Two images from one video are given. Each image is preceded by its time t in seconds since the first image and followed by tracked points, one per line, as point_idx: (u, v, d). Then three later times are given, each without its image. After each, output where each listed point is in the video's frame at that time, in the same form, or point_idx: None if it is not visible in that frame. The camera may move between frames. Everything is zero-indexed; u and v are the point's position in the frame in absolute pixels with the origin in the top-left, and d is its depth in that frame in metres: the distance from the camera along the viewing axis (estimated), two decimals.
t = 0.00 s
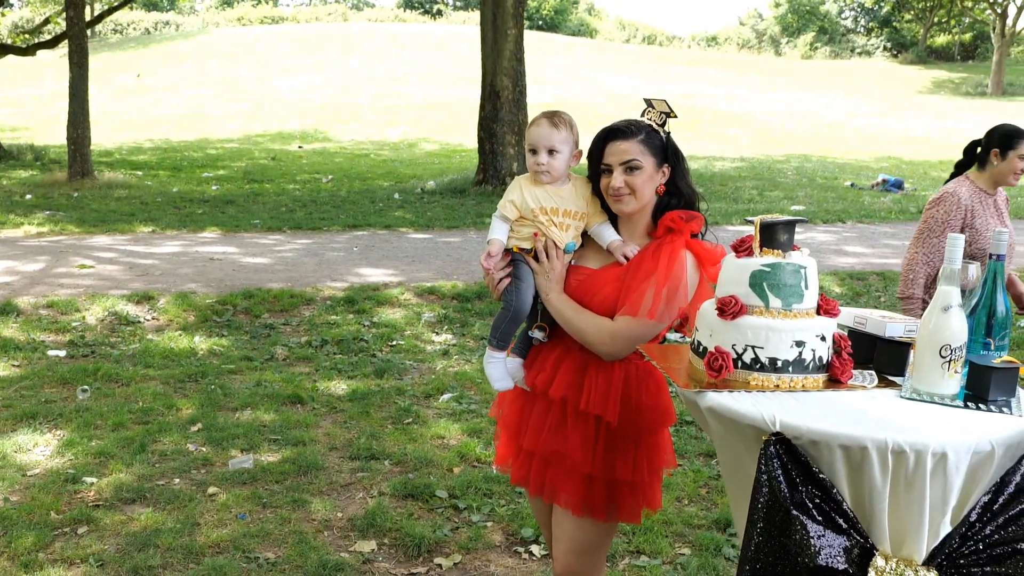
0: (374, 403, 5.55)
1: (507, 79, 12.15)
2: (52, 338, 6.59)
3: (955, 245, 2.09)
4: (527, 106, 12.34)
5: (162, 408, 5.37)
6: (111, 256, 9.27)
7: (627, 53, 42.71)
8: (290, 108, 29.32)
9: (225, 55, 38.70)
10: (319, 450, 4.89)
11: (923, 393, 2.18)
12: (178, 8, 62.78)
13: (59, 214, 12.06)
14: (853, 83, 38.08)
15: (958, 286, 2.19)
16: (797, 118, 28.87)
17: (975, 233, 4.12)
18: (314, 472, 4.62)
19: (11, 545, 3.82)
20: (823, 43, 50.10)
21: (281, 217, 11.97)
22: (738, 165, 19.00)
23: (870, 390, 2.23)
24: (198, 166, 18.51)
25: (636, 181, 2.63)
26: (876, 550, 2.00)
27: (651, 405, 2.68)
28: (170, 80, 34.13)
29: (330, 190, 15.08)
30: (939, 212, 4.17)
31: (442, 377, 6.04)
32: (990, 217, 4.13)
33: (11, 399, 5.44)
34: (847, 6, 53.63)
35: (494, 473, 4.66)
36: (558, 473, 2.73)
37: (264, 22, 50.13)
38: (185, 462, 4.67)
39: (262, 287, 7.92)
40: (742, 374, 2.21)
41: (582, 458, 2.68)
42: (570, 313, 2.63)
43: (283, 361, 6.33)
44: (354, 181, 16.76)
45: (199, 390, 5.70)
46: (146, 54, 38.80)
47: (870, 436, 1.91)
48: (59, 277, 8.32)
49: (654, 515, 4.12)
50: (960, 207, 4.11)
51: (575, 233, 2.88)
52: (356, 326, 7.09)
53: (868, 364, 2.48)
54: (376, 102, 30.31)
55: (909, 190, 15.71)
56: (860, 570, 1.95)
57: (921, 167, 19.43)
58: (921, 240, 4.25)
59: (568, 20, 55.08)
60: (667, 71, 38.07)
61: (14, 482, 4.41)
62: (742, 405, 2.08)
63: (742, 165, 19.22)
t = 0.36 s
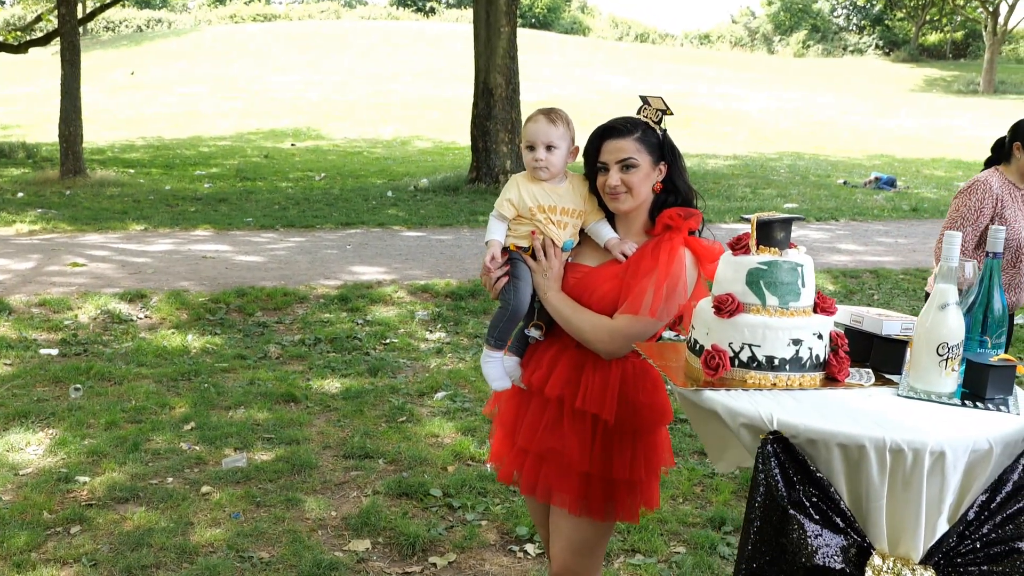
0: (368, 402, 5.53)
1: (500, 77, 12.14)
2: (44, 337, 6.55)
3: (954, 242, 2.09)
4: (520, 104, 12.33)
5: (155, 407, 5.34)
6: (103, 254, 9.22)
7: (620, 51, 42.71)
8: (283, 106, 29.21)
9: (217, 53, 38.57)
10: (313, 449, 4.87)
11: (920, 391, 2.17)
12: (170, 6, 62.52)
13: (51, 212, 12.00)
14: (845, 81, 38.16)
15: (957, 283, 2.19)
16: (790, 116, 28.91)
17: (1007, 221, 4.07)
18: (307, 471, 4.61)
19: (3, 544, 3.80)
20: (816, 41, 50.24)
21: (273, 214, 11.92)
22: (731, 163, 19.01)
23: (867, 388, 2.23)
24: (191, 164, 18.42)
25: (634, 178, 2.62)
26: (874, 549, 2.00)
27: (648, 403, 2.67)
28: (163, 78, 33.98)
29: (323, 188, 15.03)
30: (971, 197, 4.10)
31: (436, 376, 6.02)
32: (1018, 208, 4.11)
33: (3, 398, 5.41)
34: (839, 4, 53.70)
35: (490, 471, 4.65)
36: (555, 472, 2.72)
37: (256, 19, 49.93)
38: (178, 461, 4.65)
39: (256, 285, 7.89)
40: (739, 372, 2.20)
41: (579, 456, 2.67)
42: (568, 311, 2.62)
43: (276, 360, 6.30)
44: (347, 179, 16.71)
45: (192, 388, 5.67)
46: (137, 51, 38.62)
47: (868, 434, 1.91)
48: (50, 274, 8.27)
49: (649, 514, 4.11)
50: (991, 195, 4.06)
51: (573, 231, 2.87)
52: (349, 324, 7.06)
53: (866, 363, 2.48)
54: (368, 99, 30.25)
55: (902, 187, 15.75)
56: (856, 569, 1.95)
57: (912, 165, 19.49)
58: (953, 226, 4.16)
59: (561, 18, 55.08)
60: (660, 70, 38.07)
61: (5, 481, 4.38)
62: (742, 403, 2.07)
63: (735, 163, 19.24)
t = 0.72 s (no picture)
0: (365, 404, 5.53)
1: (496, 78, 12.14)
2: (40, 339, 6.53)
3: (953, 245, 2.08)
4: (516, 105, 12.33)
5: (152, 409, 5.33)
6: (99, 256, 9.20)
7: (616, 52, 42.77)
8: (279, 107, 29.19)
9: (212, 54, 38.50)
10: (310, 451, 4.86)
11: (920, 395, 2.17)
12: (166, 8, 62.49)
13: (47, 214, 11.98)
14: (840, 82, 38.25)
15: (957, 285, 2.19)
16: (786, 117, 28.96)
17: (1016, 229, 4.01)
18: (305, 473, 4.60)
19: None
20: (812, 43, 50.39)
21: (270, 216, 11.90)
22: (727, 165, 19.04)
23: (867, 391, 2.23)
24: (186, 166, 18.39)
25: (633, 182, 2.62)
26: (875, 553, 2.01)
27: (649, 406, 2.67)
28: (159, 79, 33.95)
29: (319, 189, 15.03)
30: (977, 208, 4.05)
31: (433, 378, 6.01)
32: None
33: None
34: (834, 6, 53.80)
35: (488, 474, 4.64)
36: (555, 475, 2.72)
37: (252, 20, 49.91)
38: (175, 464, 4.63)
39: (252, 287, 7.87)
40: (738, 376, 2.20)
41: (578, 458, 2.67)
42: (569, 316, 2.62)
43: (273, 361, 6.29)
44: (343, 180, 16.70)
45: (188, 391, 5.65)
46: (132, 53, 38.57)
47: (869, 437, 1.91)
48: (46, 276, 8.24)
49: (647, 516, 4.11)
50: (999, 203, 3.99)
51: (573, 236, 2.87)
52: (345, 326, 7.05)
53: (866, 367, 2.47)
54: (364, 101, 30.26)
55: (898, 188, 15.78)
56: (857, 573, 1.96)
57: (908, 166, 19.52)
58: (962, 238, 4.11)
59: (557, 19, 55.14)
60: (656, 71, 38.12)
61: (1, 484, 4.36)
62: (743, 405, 2.07)
63: (731, 164, 19.27)
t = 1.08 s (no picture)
0: (363, 404, 5.52)
1: (493, 79, 12.14)
2: (37, 339, 6.51)
3: (953, 245, 2.08)
4: (514, 106, 12.32)
5: (149, 409, 5.32)
6: (95, 256, 9.18)
7: (613, 53, 42.79)
8: (276, 107, 29.16)
9: (209, 55, 38.46)
10: (308, 451, 4.85)
11: (919, 395, 2.18)
12: (164, 7, 62.47)
13: (44, 214, 11.95)
14: (838, 83, 38.28)
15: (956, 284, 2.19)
16: (783, 118, 28.97)
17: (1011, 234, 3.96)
18: (303, 474, 4.59)
19: None
20: (809, 44, 50.42)
21: (267, 216, 11.89)
22: (724, 165, 19.05)
23: (867, 390, 2.23)
24: (183, 166, 18.35)
25: (633, 183, 2.62)
26: (873, 552, 2.01)
27: (649, 407, 2.67)
28: (155, 79, 33.91)
29: (316, 189, 15.01)
30: (970, 216, 4.06)
31: (431, 378, 6.01)
32: None
33: None
34: (831, 7, 53.84)
35: (485, 475, 4.63)
36: (554, 475, 2.71)
37: (249, 21, 49.83)
38: (173, 464, 4.62)
39: (249, 287, 7.86)
40: (738, 376, 2.20)
41: (578, 459, 2.67)
42: (569, 317, 2.62)
43: (270, 362, 6.28)
44: (340, 181, 16.69)
45: (186, 391, 5.64)
46: (128, 53, 38.48)
47: (868, 436, 1.91)
48: (42, 276, 8.22)
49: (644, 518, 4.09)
50: (992, 210, 3.97)
51: (576, 237, 2.87)
52: (342, 326, 7.04)
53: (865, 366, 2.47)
54: (361, 101, 30.25)
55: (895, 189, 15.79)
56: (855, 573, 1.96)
57: (905, 167, 19.53)
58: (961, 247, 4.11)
59: (554, 19, 55.12)
60: (653, 71, 38.16)
61: None
62: (743, 405, 2.07)
63: (729, 164, 19.28)
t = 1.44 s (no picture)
0: (360, 401, 5.51)
1: (490, 76, 12.12)
2: (33, 337, 6.49)
3: (951, 239, 2.08)
4: (511, 103, 12.30)
5: (144, 407, 5.29)
6: (90, 254, 9.14)
7: (610, 50, 42.77)
8: (273, 105, 29.09)
9: (206, 52, 38.35)
10: (304, 449, 4.83)
11: (916, 390, 2.17)
12: (160, 5, 62.27)
13: (39, 212, 11.89)
14: (835, 80, 38.28)
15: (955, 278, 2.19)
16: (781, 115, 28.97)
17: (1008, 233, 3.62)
18: (299, 471, 4.57)
19: None
20: (806, 41, 50.42)
21: (263, 213, 11.85)
22: (721, 163, 19.02)
23: (864, 385, 2.23)
24: (180, 164, 18.29)
25: (631, 177, 2.61)
26: (872, 548, 2.00)
27: (647, 403, 2.66)
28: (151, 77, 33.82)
29: (312, 187, 14.98)
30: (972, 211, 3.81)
31: (427, 375, 5.99)
32: None
33: None
34: (828, 4, 53.83)
35: (482, 472, 4.62)
36: (552, 472, 2.70)
37: (246, 18, 49.71)
38: (169, 462, 4.60)
39: (245, 284, 7.84)
40: (735, 371, 2.19)
41: (576, 454, 2.66)
42: (567, 311, 2.61)
43: (266, 359, 6.26)
44: (336, 178, 16.66)
45: (182, 388, 5.62)
46: (124, 51, 38.35)
47: (866, 431, 1.91)
48: (38, 273, 8.19)
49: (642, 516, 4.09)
50: (989, 207, 3.69)
51: (573, 232, 2.85)
52: (338, 323, 7.02)
53: (862, 361, 2.47)
54: (358, 99, 30.19)
55: (892, 186, 15.79)
56: (853, 568, 1.95)
57: (902, 164, 19.54)
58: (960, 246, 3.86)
59: (551, 17, 55.06)
60: (650, 69, 38.15)
61: None
62: (741, 400, 2.06)
63: (725, 162, 19.26)
